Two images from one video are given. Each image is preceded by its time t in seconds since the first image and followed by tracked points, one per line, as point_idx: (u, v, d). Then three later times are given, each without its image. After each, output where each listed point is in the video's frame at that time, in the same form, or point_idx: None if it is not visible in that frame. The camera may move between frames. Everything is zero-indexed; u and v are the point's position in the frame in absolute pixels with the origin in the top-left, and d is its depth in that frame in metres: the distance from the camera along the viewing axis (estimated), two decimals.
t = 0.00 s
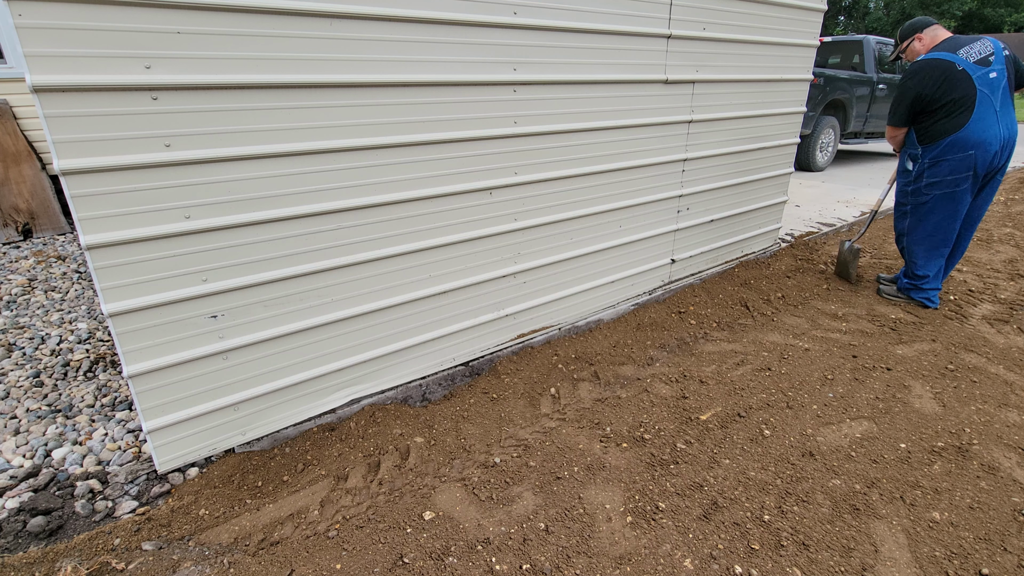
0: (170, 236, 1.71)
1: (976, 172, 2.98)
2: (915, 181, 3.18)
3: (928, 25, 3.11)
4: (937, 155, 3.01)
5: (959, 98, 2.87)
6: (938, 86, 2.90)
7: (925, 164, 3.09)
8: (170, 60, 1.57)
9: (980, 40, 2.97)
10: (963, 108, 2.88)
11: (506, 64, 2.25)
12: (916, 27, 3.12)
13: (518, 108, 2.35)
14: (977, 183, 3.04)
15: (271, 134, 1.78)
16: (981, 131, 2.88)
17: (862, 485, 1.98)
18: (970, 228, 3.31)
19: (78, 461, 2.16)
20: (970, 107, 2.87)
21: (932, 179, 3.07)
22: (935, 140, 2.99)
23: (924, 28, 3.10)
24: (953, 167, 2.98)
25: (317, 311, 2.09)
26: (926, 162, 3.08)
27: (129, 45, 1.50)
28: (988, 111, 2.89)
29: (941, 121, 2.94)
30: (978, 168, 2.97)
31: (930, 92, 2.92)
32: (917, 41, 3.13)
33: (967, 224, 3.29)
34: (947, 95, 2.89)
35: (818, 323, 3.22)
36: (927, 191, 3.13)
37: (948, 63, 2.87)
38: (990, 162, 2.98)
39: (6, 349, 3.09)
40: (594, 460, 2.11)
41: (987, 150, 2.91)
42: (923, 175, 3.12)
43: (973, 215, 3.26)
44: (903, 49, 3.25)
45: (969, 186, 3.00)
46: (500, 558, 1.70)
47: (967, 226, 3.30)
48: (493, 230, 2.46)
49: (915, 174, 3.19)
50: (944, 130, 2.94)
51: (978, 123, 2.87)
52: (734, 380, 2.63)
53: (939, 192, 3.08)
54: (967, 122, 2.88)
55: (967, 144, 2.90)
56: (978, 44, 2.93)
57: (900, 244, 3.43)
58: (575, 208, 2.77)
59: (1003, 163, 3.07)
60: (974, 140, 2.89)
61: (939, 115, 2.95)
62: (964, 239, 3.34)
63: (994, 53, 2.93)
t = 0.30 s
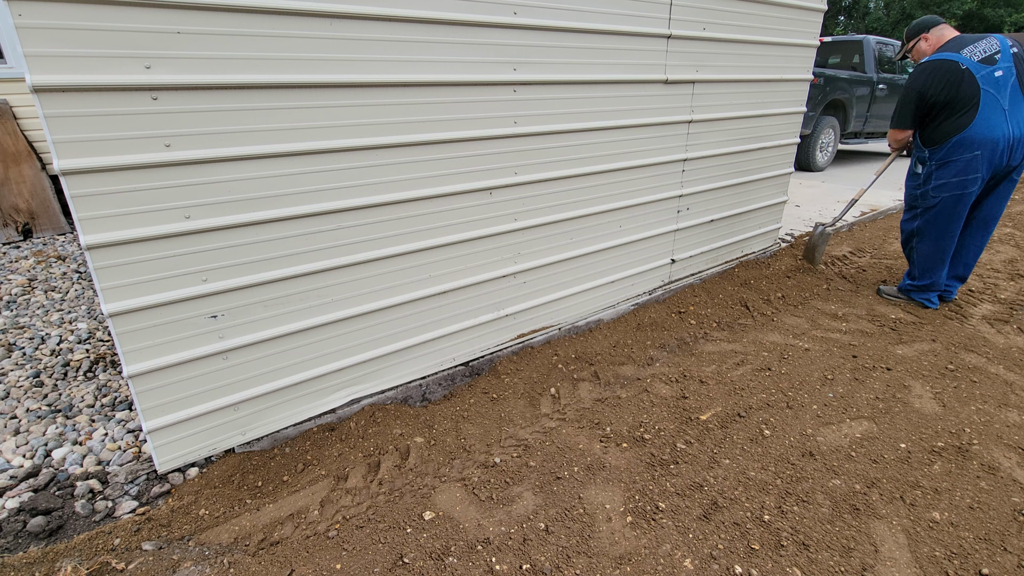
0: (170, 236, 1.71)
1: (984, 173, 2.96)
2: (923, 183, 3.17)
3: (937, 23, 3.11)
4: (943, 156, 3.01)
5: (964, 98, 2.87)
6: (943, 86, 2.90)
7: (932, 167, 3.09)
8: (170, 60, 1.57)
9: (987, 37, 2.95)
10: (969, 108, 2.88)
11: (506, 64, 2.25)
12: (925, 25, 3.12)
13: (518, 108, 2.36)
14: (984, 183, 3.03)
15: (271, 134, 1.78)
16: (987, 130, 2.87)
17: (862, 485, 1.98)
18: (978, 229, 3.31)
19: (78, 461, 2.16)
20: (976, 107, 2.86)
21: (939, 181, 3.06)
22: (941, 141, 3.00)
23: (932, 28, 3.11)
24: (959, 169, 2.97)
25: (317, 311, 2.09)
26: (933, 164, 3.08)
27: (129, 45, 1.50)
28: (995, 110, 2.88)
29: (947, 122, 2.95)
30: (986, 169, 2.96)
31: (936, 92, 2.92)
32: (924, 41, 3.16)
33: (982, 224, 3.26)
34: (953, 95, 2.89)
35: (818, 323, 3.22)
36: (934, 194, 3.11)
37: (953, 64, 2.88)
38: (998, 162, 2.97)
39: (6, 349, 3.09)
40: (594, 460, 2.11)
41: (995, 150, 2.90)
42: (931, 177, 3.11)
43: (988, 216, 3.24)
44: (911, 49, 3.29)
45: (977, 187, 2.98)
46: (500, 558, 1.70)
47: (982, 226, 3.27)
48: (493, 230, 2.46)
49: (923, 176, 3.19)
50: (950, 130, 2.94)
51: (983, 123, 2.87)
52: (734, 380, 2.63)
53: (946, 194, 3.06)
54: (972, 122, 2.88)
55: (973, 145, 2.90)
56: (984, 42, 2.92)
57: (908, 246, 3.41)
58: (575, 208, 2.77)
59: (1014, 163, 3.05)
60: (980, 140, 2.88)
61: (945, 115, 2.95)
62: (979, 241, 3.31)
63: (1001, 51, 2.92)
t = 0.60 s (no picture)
0: (170, 236, 1.71)
1: (1001, 174, 2.91)
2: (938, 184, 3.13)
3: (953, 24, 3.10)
4: (959, 156, 2.98)
5: (979, 96, 2.85)
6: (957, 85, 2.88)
7: (947, 167, 3.06)
8: (170, 60, 1.57)
9: (1004, 39, 2.95)
10: (985, 106, 2.85)
11: (506, 64, 2.25)
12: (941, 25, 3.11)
13: (518, 108, 2.36)
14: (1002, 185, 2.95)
15: (271, 134, 1.78)
16: (1006, 129, 2.82)
17: (862, 485, 1.98)
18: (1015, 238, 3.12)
19: (78, 461, 2.16)
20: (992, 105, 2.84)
21: (953, 181, 3.02)
22: (958, 141, 2.96)
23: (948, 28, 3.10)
24: (974, 169, 2.92)
25: (317, 311, 2.09)
26: (949, 164, 3.05)
27: (128, 45, 1.50)
28: (1014, 109, 2.83)
29: (964, 122, 2.92)
30: (1003, 169, 2.89)
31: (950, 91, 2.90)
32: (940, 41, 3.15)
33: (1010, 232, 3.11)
34: (967, 94, 2.87)
35: (818, 323, 3.22)
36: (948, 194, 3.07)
37: (966, 63, 2.87)
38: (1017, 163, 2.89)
39: (6, 349, 3.09)
40: (594, 460, 2.11)
41: (1013, 150, 2.84)
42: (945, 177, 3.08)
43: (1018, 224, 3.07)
44: (927, 49, 3.28)
45: (993, 189, 2.93)
46: (500, 558, 1.70)
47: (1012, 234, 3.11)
48: (493, 230, 2.46)
49: (938, 176, 3.15)
50: (967, 130, 2.91)
51: (1002, 122, 2.82)
52: (734, 380, 2.63)
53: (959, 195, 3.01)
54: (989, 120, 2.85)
55: (989, 144, 2.85)
56: (1002, 43, 2.92)
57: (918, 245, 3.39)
58: (575, 208, 2.77)
59: None
60: (997, 139, 2.83)
61: (960, 115, 2.93)
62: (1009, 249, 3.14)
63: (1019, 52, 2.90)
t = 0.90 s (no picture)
0: (170, 236, 1.71)
1: None
2: (960, 185, 3.09)
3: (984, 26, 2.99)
4: (985, 158, 2.92)
5: (1010, 99, 2.78)
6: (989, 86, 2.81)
7: (972, 168, 3.01)
8: (170, 61, 1.57)
9: None
10: (1016, 109, 2.78)
11: (506, 64, 2.25)
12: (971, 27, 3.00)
13: (518, 108, 2.35)
14: None
15: (271, 134, 1.78)
16: None
17: (862, 485, 1.98)
18: None
19: (78, 461, 2.16)
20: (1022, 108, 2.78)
21: (977, 183, 2.97)
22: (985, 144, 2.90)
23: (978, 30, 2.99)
24: (1000, 172, 2.88)
25: (318, 311, 2.09)
26: (974, 165, 3.00)
27: (128, 45, 1.50)
28: None
29: (992, 125, 2.85)
30: None
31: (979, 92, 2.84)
32: (969, 44, 3.04)
33: None
34: (997, 95, 2.81)
35: (818, 323, 3.22)
36: (969, 196, 3.02)
37: (998, 64, 2.80)
38: None
39: (6, 349, 3.09)
40: (594, 460, 2.11)
41: None
42: (969, 178, 3.03)
43: None
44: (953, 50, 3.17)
45: (1017, 193, 2.90)
46: (500, 558, 1.70)
47: None
48: (493, 230, 2.46)
49: (961, 177, 3.10)
50: (995, 133, 2.85)
51: None
52: (734, 380, 2.63)
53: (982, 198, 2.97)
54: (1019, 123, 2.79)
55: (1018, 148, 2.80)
56: None
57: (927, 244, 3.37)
58: (575, 208, 2.76)
59: None
60: None
61: (989, 116, 2.86)
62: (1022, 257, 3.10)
63: None
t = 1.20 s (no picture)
0: (170, 236, 1.71)
1: None
2: (973, 185, 3.08)
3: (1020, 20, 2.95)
4: (1000, 159, 2.92)
5: None
6: (1005, 87, 2.81)
7: (987, 168, 3.00)
8: (170, 60, 1.57)
9: None
10: None
11: (506, 64, 2.25)
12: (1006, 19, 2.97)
13: (518, 108, 2.36)
14: None
15: (271, 134, 1.78)
16: None
17: (862, 485, 1.98)
18: None
19: (78, 461, 2.16)
20: None
21: (989, 184, 2.97)
22: (999, 145, 2.91)
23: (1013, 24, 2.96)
24: (1013, 174, 2.89)
25: (317, 311, 2.09)
26: (989, 165, 2.99)
27: (128, 45, 1.50)
28: None
29: (1007, 126, 2.86)
30: None
31: (997, 92, 2.83)
32: (1002, 37, 3.01)
33: None
34: (1015, 97, 2.80)
35: (818, 322, 3.22)
36: (981, 197, 3.01)
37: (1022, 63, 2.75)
38: None
39: (6, 349, 3.09)
40: (594, 460, 2.11)
41: None
42: (983, 179, 3.02)
43: None
44: (987, 45, 3.14)
45: None
46: (500, 558, 1.70)
47: None
48: (493, 230, 2.46)
49: (975, 177, 3.09)
50: (1009, 135, 2.86)
51: None
52: (734, 380, 2.63)
53: (994, 199, 2.97)
54: None
55: None
56: None
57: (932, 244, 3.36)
58: (575, 208, 2.77)
59: None
60: None
61: (1003, 117, 2.87)
62: None
63: None
